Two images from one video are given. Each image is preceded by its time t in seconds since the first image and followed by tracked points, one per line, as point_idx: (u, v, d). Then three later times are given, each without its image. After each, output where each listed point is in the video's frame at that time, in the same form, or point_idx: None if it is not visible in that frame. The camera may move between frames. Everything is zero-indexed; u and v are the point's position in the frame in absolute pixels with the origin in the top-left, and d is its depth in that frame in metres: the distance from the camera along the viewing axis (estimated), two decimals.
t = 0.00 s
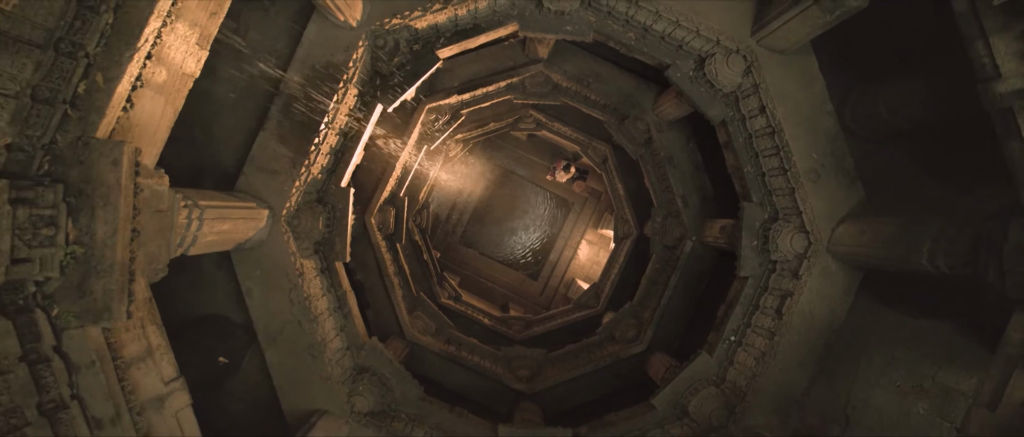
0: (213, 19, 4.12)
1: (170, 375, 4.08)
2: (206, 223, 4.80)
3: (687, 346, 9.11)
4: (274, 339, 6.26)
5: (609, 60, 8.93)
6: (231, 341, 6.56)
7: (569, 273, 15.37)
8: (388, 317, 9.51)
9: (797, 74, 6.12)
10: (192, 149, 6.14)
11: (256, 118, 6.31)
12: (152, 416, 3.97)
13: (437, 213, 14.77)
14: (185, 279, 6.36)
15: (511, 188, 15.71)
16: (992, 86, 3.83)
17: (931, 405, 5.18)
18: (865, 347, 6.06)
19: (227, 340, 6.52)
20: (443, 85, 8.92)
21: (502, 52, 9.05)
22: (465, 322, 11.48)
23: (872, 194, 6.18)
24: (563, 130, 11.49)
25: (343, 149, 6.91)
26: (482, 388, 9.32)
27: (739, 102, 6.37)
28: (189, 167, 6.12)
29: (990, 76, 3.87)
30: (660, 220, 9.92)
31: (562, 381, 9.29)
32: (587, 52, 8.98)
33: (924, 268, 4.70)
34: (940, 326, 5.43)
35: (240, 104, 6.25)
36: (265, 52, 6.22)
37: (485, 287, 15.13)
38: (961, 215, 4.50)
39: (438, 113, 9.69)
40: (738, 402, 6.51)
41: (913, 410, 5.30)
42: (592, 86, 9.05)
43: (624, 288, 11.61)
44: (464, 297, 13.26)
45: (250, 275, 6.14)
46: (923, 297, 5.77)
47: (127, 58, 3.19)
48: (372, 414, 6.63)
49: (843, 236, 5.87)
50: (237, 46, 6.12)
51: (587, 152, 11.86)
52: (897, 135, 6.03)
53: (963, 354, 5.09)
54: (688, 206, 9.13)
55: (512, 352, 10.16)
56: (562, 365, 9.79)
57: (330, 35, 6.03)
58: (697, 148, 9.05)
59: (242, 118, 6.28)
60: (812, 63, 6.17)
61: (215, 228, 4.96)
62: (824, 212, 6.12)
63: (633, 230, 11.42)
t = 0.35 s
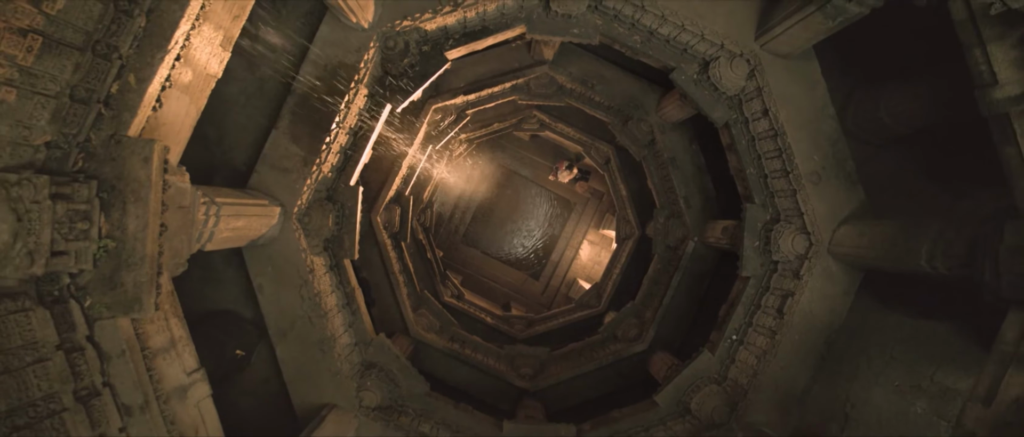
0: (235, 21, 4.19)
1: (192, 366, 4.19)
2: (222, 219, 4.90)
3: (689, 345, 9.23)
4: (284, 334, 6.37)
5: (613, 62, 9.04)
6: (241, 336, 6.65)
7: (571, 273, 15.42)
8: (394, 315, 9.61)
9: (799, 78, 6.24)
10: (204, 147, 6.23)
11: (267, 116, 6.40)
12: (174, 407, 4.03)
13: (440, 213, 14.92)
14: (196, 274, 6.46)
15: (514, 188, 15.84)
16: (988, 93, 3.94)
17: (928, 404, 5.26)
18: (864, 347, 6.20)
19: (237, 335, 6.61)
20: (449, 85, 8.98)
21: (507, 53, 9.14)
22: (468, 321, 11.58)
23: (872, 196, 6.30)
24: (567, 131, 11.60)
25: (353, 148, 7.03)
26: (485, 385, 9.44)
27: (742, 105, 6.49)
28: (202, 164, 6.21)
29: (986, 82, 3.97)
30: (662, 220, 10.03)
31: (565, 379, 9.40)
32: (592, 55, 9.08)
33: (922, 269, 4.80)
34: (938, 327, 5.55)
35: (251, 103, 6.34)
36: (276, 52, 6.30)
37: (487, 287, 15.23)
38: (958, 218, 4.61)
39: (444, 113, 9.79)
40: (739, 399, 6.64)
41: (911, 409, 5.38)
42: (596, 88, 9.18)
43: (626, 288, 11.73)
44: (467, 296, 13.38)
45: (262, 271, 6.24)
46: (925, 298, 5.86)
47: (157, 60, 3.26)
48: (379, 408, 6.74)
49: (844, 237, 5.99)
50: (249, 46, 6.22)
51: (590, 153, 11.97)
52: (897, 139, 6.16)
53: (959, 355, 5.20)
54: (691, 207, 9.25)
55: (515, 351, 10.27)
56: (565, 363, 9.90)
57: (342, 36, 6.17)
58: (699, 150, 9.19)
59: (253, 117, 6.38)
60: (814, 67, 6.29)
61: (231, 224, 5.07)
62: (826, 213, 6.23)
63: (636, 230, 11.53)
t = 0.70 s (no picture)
0: (254, 23, 4.25)
1: (209, 358, 4.35)
2: (235, 215, 5.00)
3: (690, 344, 9.34)
4: (294, 329, 6.44)
5: (617, 63, 9.12)
6: (248, 332, 6.69)
7: (572, 273, 15.47)
8: (398, 313, 9.70)
9: (801, 82, 6.35)
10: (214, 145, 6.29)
11: (277, 115, 6.47)
12: (195, 396, 4.17)
13: (443, 212, 15.03)
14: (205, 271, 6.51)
15: (517, 187, 15.99)
16: (985, 98, 4.04)
17: (927, 403, 5.50)
18: (863, 347, 6.38)
19: (245, 332, 6.65)
20: (454, 86, 9.05)
21: (512, 54, 9.22)
22: (471, 319, 11.67)
23: (873, 198, 6.40)
24: (570, 132, 11.69)
25: (361, 147, 7.14)
26: (488, 383, 9.53)
27: (745, 107, 6.58)
28: (212, 162, 6.28)
29: (984, 88, 4.07)
30: (664, 221, 10.13)
31: (566, 378, 9.52)
32: (596, 56, 9.16)
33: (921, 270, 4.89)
34: (937, 328, 5.68)
35: (261, 102, 6.40)
36: (286, 51, 6.37)
37: (489, 286, 15.33)
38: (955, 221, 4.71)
39: (449, 113, 9.87)
40: (739, 397, 6.74)
41: (909, 409, 5.62)
42: (600, 90, 9.27)
43: (627, 288, 11.84)
44: (469, 295, 13.48)
45: (272, 268, 6.32)
46: (926, 299, 5.94)
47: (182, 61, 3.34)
48: (386, 403, 6.81)
49: (844, 238, 6.09)
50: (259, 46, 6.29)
51: (593, 153, 12.07)
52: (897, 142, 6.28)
53: (956, 355, 5.39)
54: (693, 207, 9.35)
55: (517, 349, 10.39)
56: (567, 362, 10.01)
57: (353, 37, 6.22)
58: (702, 151, 9.30)
59: (263, 116, 6.44)
60: (816, 71, 6.39)
61: (244, 221, 5.17)
62: (826, 214, 6.33)
63: (637, 231, 11.63)
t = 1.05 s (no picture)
0: (277, 25, 4.35)
1: (229, 350, 4.38)
2: (251, 212, 5.13)
3: (691, 343, 9.46)
4: (304, 324, 6.55)
5: (621, 65, 9.22)
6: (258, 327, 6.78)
7: (574, 272, 15.58)
8: (402, 310, 9.80)
9: (803, 86, 6.48)
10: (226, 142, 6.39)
11: (289, 114, 6.56)
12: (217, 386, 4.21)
13: (446, 211, 15.14)
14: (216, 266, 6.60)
15: (519, 187, 16.15)
16: (981, 104, 4.17)
17: (924, 402, 5.62)
18: (862, 347, 6.50)
19: (254, 327, 6.74)
20: (460, 86, 9.14)
21: (516, 56, 9.23)
22: (473, 317, 11.78)
23: (873, 200, 6.53)
24: (573, 132, 11.79)
25: (370, 146, 7.28)
26: (491, 380, 9.64)
27: (748, 110, 6.69)
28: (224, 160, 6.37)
29: (980, 94, 4.19)
30: (666, 222, 10.26)
31: (569, 375, 9.65)
32: (600, 57, 9.23)
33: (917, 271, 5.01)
34: (935, 328, 5.82)
35: (272, 101, 6.49)
36: (297, 51, 6.46)
37: (491, 285, 15.43)
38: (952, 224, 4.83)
39: (454, 113, 9.98)
40: (739, 395, 6.86)
41: (906, 407, 5.75)
42: (604, 91, 9.37)
43: (628, 287, 11.98)
44: (471, 294, 13.60)
45: (283, 263, 6.42)
46: (923, 301, 6.10)
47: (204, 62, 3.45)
48: (393, 398, 6.91)
49: (844, 239, 6.21)
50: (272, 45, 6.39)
51: (595, 154, 12.18)
52: (898, 146, 6.41)
53: (954, 355, 5.52)
54: (695, 208, 9.49)
55: (519, 347, 10.55)
56: (569, 360, 10.14)
57: (364, 38, 6.30)
58: (704, 152, 9.42)
59: (274, 114, 6.53)
60: (817, 75, 6.53)
61: (258, 218, 5.30)
62: (826, 216, 6.45)
63: (639, 231, 11.76)
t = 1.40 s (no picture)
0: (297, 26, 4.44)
1: (246, 341, 4.35)
2: (266, 208, 5.27)
3: (692, 342, 9.59)
4: (314, 319, 6.66)
5: (624, 66, 9.34)
6: (268, 322, 6.89)
7: (575, 272, 15.68)
8: (407, 308, 9.89)
9: (804, 90, 6.61)
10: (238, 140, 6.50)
11: (300, 113, 6.67)
12: (237, 375, 4.18)
13: (450, 210, 15.25)
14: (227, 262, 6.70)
15: (521, 187, 16.27)
16: (976, 110, 4.30)
17: (921, 400, 5.66)
18: (861, 347, 6.63)
19: (264, 321, 6.84)
20: (467, 86, 9.06)
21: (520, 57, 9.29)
22: (476, 315, 11.91)
23: (873, 202, 6.67)
24: (575, 133, 11.88)
25: (379, 145, 7.41)
26: (494, 377, 9.74)
27: (750, 113, 6.82)
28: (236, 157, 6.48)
29: (976, 100, 4.31)
30: (667, 222, 10.39)
31: (571, 373, 9.77)
32: (602, 58, 9.36)
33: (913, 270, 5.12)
34: (932, 328, 5.97)
35: (283, 100, 6.61)
36: (309, 51, 6.58)
37: (493, 284, 15.54)
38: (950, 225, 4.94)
39: (460, 114, 9.85)
40: (740, 392, 6.99)
41: (903, 407, 5.80)
42: (608, 92, 9.48)
43: (629, 287, 12.12)
44: (474, 293, 13.71)
45: (294, 259, 6.54)
46: (921, 302, 6.26)
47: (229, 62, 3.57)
48: (400, 392, 6.96)
49: (844, 240, 6.35)
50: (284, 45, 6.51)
51: (598, 155, 12.29)
52: (897, 149, 6.56)
53: (952, 356, 5.58)
54: (697, 209, 9.63)
55: (521, 345, 10.71)
56: (571, 358, 10.26)
57: (375, 38, 6.41)
58: (706, 154, 9.56)
59: (285, 113, 6.64)
60: (818, 79, 6.66)
61: (272, 214, 5.42)
62: (826, 217, 6.58)
63: (640, 231, 11.90)
